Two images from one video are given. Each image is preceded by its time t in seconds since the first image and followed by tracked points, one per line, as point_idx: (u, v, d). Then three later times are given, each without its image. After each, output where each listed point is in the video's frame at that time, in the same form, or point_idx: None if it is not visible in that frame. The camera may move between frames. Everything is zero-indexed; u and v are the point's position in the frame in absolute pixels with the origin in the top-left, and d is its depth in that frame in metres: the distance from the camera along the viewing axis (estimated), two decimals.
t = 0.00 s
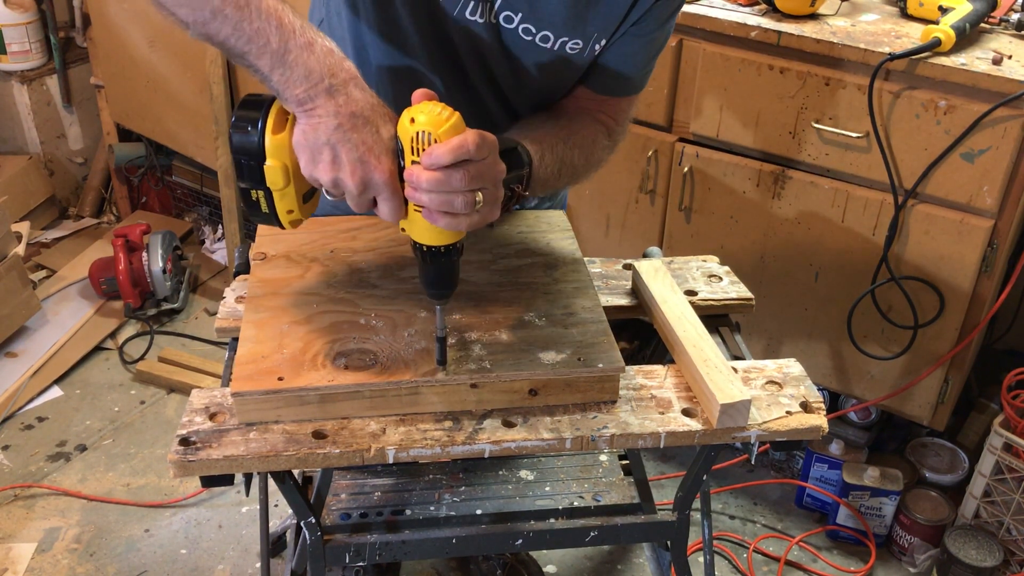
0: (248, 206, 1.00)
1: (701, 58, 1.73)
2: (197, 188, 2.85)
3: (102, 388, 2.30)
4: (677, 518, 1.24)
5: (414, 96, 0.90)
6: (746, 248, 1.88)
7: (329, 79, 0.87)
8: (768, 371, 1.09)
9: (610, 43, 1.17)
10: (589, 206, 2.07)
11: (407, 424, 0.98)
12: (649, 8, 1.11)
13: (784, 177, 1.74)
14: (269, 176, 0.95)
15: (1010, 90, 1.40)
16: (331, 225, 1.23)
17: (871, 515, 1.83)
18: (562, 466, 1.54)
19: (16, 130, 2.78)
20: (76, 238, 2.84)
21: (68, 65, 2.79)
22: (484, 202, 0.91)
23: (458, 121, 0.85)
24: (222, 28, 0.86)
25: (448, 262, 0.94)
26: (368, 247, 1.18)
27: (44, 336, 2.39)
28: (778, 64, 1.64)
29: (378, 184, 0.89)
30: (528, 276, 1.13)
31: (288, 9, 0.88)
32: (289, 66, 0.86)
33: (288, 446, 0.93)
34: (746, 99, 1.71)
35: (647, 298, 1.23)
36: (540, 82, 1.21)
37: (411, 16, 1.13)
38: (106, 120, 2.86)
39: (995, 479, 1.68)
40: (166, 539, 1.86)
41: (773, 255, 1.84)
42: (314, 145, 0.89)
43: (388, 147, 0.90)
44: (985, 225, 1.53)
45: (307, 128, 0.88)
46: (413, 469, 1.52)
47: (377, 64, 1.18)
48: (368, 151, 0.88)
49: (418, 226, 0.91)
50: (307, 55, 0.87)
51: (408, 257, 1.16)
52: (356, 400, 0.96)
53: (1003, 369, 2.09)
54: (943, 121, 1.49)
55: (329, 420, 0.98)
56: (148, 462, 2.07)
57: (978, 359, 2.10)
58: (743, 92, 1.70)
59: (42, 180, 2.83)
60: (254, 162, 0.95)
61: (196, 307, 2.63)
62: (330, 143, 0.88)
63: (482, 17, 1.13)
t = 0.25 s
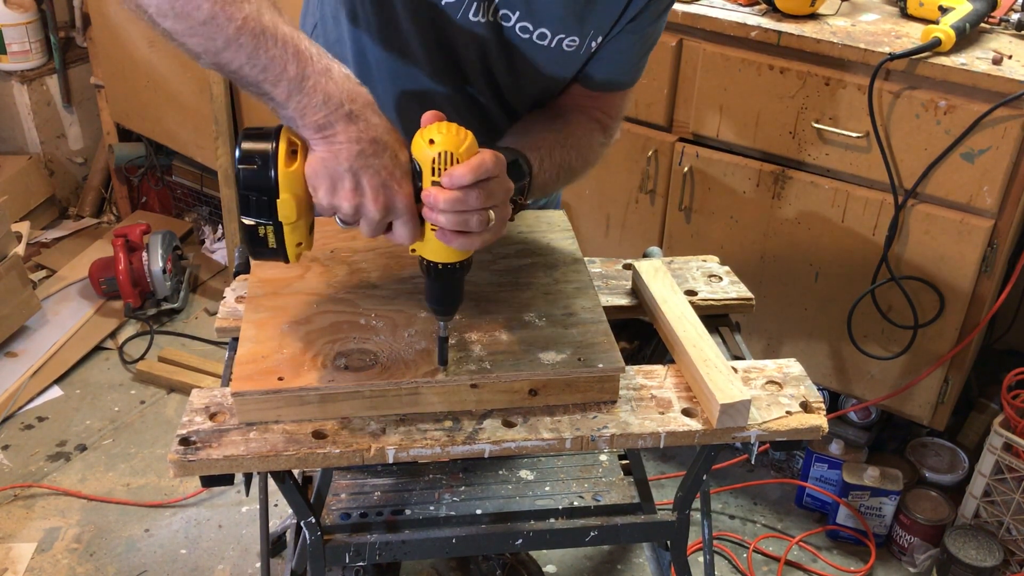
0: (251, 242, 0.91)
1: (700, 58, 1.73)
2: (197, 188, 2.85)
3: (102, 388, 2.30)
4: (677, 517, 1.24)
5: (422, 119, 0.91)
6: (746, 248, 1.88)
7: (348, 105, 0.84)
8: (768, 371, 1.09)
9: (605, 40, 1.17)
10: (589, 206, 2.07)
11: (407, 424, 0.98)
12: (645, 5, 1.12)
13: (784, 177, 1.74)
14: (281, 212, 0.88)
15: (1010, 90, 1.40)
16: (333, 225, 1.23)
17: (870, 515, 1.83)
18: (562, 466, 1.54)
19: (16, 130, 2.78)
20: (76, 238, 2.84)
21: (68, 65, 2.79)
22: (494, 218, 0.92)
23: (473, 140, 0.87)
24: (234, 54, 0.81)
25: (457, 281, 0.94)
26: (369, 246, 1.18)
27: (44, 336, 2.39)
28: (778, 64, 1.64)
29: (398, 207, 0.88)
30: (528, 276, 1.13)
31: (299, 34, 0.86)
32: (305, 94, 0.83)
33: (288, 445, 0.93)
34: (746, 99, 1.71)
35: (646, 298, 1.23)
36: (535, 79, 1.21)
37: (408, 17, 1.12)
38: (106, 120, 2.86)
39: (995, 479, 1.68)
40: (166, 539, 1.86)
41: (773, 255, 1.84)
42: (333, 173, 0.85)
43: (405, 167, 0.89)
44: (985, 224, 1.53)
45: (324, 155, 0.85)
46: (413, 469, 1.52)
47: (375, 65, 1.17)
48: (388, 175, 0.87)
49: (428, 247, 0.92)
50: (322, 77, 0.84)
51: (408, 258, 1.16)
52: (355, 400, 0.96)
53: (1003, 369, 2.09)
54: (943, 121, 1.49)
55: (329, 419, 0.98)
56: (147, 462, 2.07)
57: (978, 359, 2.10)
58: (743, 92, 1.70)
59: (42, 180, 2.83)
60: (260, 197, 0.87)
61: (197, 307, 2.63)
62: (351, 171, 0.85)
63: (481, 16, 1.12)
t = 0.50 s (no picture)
0: (244, 234, 0.91)
1: (700, 58, 1.73)
2: (197, 188, 2.85)
3: (102, 388, 2.30)
4: (677, 517, 1.24)
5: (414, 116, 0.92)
6: (746, 248, 1.88)
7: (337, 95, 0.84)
8: (767, 371, 1.09)
9: None
10: (589, 206, 2.07)
11: (407, 423, 0.98)
12: None
13: (784, 177, 1.74)
14: (275, 204, 0.89)
15: (1010, 90, 1.40)
16: (332, 223, 1.23)
17: (870, 515, 1.83)
18: (562, 466, 1.54)
19: (16, 130, 2.78)
20: (76, 238, 2.84)
21: (68, 65, 2.79)
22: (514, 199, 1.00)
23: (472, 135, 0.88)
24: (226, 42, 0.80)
25: (449, 278, 0.94)
26: (369, 245, 1.18)
27: (44, 336, 2.39)
28: (778, 64, 1.64)
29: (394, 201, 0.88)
30: (528, 276, 1.13)
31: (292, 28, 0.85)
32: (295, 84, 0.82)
33: (288, 445, 0.93)
34: (747, 99, 1.71)
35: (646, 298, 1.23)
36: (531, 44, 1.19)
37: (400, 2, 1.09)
38: (106, 120, 2.86)
39: (995, 479, 1.68)
40: (166, 539, 1.86)
41: (773, 255, 1.84)
42: (325, 166, 0.85)
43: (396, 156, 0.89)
44: (985, 225, 1.53)
45: (315, 149, 0.85)
46: (413, 469, 1.52)
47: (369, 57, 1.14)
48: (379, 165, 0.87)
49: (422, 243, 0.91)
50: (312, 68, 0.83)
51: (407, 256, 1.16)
52: (349, 399, 0.96)
53: (1002, 369, 2.09)
54: (943, 121, 1.49)
55: (329, 419, 0.98)
56: (148, 462, 2.07)
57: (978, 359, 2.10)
58: (743, 92, 1.70)
59: (42, 180, 2.83)
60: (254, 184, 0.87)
61: (197, 307, 2.63)
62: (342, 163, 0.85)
63: None
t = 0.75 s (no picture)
0: (256, 254, 0.88)
1: (700, 59, 1.73)
2: (197, 188, 2.85)
3: (102, 388, 2.30)
4: (677, 518, 1.24)
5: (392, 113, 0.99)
6: (746, 248, 1.88)
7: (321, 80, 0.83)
8: (768, 371, 1.09)
9: None
10: (589, 206, 2.07)
11: (406, 424, 0.98)
12: None
13: (784, 177, 1.74)
14: (292, 211, 0.86)
15: (1010, 90, 1.40)
16: (332, 221, 1.23)
17: (870, 515, 1.83)
18: (562, 466, 1.54)
19: (16, 130, 2.78)
20: (76, 238, 2.84)
21: (68, 65, 2.79)
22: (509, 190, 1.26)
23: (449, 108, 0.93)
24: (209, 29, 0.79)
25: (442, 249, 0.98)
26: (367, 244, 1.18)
27: (44, 336, 2.39)
28: (778, 64, 1.64)
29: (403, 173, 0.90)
30: (528, 276, 1.13)
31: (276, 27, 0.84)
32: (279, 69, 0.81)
33: (288, 446, 0.93)
34: (747, 99, 1.71)
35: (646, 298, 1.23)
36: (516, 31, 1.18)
37: None
38: (106, 120, 2.86)
39: (995, 479, 1.68)
40: (165, 539, 1.86)
41: (773, 255, 1.84)
42: (332, 149, 0.84)
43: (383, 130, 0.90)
44: (985, 225, 1.53)
45: (315, 140, 0.83)
46: (413, 469, 1.52)
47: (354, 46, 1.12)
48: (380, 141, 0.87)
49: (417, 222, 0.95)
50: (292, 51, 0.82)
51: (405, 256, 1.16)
52: (337, 397, 0.96)
53: (1002, 368, 2.09)
54: (943, 121, 1.49)
55: (330, 420, 0.97)
56: (148, 462, 2.07)
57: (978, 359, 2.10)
58: (744, 92, 1.70)
59: (42, 180, 2.83)
60: (270, 199, 0.84)
61: (197, 308, 2.63)
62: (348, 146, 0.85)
63: None
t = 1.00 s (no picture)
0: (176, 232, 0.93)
1: (700, 59, 1.73)
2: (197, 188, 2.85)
3: (102, 388, 2.30)
4: (677, 517, 1.24)
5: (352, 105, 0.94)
6: (746, 248, 1.88)
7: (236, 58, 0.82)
8: (767, 371, 1.09)
9: None
10: (590, 207, 2.07)
11: (407, 424, 0.98)
12: None
13: (784, 177, 1.74)
14: (197, 190, 0.88)
15: (1010, 90, 1.40)
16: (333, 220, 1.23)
17: (870, 515, 1.83)
18: (562, 466, 1.54)
19: (16, 129, 2.78)
20: (76, 238, 2.84)
21: (68, 65, 2.79)
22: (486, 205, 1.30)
23: (395, 98, 0.86)
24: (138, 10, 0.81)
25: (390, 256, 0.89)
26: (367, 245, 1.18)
27: (44, 336, 2.39)
28: (778, 64, 1.64)
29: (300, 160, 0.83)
30: (528, 276, 1.13)
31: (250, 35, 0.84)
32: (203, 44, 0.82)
33: (288, 446, 0.93)
34: (747, 99, 1.71)
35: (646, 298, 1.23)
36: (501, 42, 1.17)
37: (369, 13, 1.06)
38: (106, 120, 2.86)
39: (995, 479, 1.68)
40: (166, 539, 1.86)
41: (773, 254, 1.84)
42: (231, 131, 0.81)
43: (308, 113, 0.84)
44: (985, 225, 1.53)
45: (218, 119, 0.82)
46: (413, 468, 1.52)
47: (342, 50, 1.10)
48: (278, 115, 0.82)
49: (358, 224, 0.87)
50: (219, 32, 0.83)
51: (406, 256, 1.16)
52: (337, 395, 0.96)
53: (1002, 369, 2.09)
54: (943, 121, 1.49)
55: (330, 419, 0.97)
56: (148, 462, 2.07)
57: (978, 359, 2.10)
58: (744, 92, 1.70)
59: (42, 180, 2.83)
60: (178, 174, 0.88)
61: (197, 307, 2.63)
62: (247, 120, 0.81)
63: None
